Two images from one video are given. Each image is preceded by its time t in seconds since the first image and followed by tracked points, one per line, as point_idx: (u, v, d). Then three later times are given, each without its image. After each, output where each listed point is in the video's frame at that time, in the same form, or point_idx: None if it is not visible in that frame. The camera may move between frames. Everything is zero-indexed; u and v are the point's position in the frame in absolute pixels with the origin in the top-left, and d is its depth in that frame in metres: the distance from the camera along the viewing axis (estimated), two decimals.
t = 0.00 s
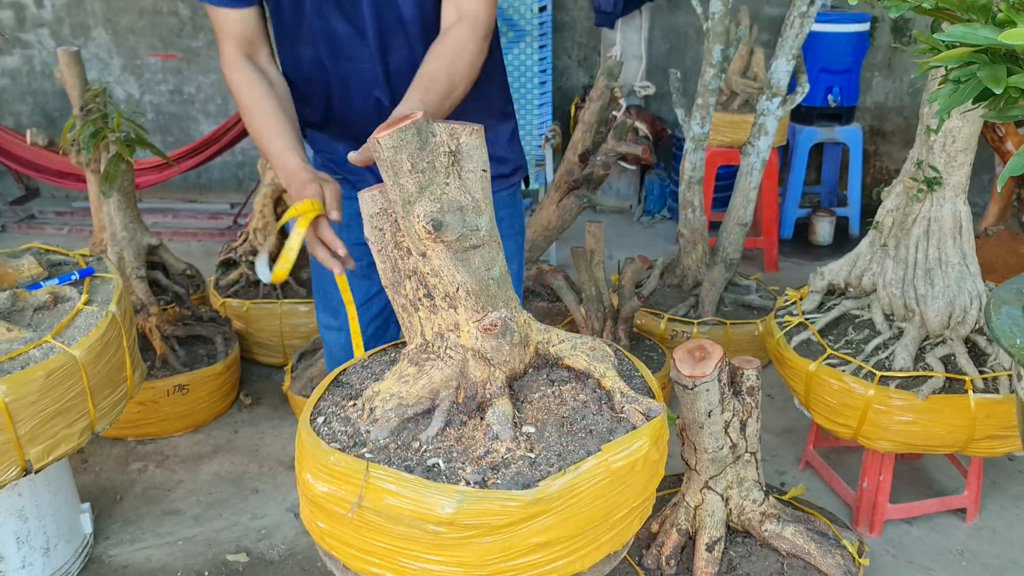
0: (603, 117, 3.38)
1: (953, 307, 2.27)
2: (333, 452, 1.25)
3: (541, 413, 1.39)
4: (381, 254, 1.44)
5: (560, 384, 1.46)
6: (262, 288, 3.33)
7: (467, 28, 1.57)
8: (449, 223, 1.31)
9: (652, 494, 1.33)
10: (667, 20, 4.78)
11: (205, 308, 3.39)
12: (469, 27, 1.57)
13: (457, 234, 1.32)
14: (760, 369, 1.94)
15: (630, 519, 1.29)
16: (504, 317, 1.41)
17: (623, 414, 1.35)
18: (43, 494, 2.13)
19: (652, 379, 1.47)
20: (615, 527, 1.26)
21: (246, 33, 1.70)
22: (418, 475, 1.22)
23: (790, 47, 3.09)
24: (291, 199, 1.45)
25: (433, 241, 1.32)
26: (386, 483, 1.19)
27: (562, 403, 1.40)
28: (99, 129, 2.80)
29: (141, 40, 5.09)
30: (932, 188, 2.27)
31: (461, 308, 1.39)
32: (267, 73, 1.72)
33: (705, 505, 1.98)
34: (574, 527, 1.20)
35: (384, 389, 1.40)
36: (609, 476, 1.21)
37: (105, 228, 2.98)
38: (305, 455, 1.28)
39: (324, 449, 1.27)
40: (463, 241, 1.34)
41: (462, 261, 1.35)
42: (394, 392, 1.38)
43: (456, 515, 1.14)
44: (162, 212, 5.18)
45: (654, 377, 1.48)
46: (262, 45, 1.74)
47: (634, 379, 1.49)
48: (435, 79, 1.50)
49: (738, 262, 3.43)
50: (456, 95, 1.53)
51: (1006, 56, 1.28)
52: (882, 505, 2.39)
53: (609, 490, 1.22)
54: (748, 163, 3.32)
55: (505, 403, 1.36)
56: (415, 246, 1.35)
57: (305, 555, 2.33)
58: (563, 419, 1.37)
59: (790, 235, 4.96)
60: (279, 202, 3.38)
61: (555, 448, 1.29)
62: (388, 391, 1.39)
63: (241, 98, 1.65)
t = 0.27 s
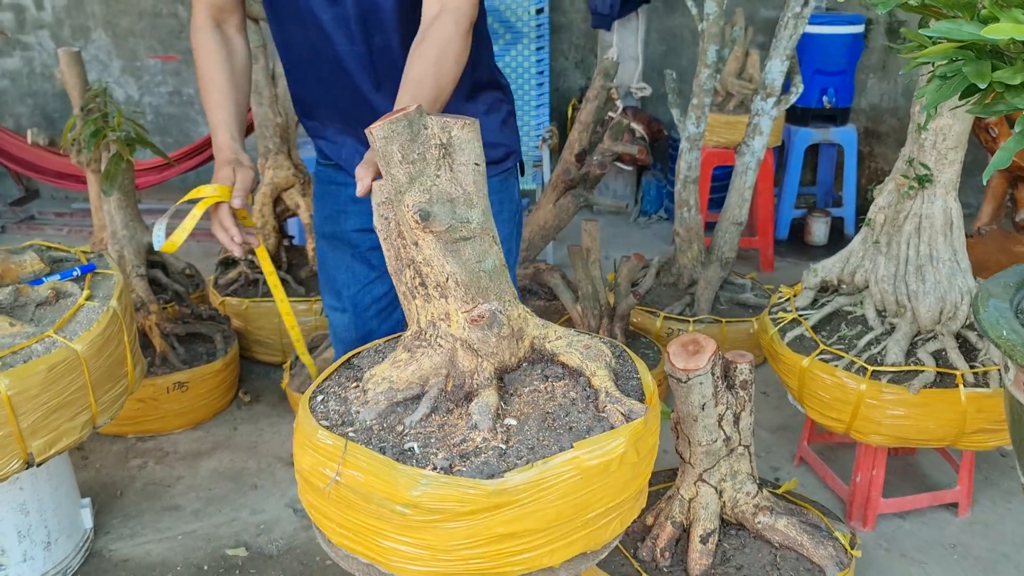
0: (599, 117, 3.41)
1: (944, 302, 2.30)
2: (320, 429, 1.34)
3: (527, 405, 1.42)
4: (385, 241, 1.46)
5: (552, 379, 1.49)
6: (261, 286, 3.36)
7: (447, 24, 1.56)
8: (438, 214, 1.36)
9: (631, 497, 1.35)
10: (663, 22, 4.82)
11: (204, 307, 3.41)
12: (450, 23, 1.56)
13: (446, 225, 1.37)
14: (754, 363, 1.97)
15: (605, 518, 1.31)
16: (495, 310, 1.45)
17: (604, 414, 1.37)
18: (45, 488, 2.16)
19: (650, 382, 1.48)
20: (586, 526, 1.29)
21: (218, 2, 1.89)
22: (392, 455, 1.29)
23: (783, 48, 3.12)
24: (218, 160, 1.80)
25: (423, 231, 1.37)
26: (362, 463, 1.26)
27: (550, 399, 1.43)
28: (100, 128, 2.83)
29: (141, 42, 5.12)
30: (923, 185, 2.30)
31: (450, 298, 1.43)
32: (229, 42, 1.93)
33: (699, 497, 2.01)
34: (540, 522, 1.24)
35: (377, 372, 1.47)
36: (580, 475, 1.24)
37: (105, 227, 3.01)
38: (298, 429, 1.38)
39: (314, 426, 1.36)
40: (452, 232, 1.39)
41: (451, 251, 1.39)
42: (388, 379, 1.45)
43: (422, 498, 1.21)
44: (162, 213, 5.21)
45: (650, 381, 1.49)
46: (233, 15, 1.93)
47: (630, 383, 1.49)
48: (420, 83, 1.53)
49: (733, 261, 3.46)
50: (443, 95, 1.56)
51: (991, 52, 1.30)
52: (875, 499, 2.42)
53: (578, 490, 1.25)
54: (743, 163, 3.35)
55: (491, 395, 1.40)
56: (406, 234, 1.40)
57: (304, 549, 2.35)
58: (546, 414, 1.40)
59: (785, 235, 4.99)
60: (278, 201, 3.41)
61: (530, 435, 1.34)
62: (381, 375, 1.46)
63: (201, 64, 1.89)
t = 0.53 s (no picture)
0: (596, 115, 3.41)
1: (941, 297, 2.30)
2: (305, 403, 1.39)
3: (508, 401, 1.41)
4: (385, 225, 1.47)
5: (541, 378, 1.46)
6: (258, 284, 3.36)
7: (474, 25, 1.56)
8: (422, 202, 1.36)
9: (604, 506, 1.30)
10: (661, 22, 4.82)
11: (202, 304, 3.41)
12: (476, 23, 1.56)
13: (431, 213, 1.37)
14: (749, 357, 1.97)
15: (572, 524, 1.27)
16: (481, 302, 1.45)
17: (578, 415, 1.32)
18: (40, 484, 2.15)
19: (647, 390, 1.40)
20: (548, 528, 1.25)
21: (237, 29, 1.91)
22: (360, 437, 1.30)
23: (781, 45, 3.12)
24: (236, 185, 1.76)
25: (409, 217, 1.38)
26: (331, 442, 1.28)
27: (534, 396, 1.42)
28: (97, 125, 2.83)
29: (139, 41, 5.12)
30: (919, 180, 2.30)
31: (438, 287, 1.44)
32: (252, 71, 1.95)
33: (695, 492, 2.01)
34: (497, 519, 1.21)
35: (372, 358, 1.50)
36: (541, 477, 1.20)
37: (102, 224, 3.01)
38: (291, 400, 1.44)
39: (299, 404, 1.40)
40: (438, 221, 1.38)
41: (437, 241, 1.39)
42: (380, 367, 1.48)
43: (378, 481, 1.22)
44: (160, 213, 5.20)
45: (642, 388, 1.40)
46: (255, 42, 1.95)
47: (624, 391, 1.42)
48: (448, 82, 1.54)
49: (731, 259, 3.46)
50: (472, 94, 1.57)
51: (984, 43, 1.30)
52: (872, 495, 2.42)
53: (538, 491, 1.21)
54: (740, 160, 3.35)
55: (471, 387, 1.41)
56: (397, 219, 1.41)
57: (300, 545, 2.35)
58: (524, 411, 1.38)
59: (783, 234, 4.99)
60: (276, 199, 3.41)
61: (502, 424, 1.34)
62: (373, 359, 1.50)
63: (227, 94, 1.92)
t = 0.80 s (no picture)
0: (593, 114, 3.40)
1: (937, 296, 2.30)
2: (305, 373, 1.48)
3: (470, 408, 1.37)
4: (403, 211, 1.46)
5: (514, 392, 1.40)
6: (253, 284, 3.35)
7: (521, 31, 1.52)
8: (397, 197, 1.31)
9: (535, 531, 1.22)
10: (658, 21, 4.82)
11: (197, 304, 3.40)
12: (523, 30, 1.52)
13: (408, 210, 1.32)
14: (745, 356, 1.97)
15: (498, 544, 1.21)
16: (454, 304, 1.43)
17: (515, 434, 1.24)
18: (34, 484, 2.14)
19: (617, 417, 1.27)
20: (462, 543, 1.20)
21: (263, 67, 1.83)
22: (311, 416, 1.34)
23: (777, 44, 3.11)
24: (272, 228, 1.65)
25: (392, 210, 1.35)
26: (296, 414, 1.33)
27: (498, 407, 1.36)
28: (91, 125, 2.82)
29: (135, 41, 5.11)
30: (915, 179, 2.29)
31: (419, 283, 1.44)
32: (282, 108, 1.87)
33: (691, 492, 2.00)
34: (408, 522, 1.18)
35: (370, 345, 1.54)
36: (452, 489, 1.15)
37: (97, 224, 3.00)
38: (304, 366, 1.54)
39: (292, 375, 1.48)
40: (415, 217, 1.34)
41: (416, 236, 1.37)
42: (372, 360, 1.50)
43: (309, 458, 1.24)
44: (156, 213, 5.19)
45: (613, 419, 1.27)
46: (280, 79, 1.87)
47: (590, 418, 1.30)
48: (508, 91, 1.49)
49: (728, 259, 3.45)
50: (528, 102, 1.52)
51: (979, 39, 1.29)
52: (869, 495, 2.41)
53: (450, 504, 1.16)
54: (737, 159, 3.34)
55: (435, 388, 1.39)
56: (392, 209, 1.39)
57: (295, 546, 2.34)
58: (475, 420, 1.33)
59: (781, 234, 4.98)
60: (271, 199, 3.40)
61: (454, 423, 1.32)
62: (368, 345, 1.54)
63: (260, 140, 1.83)
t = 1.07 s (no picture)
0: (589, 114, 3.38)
1: (936, 297, 2.29)
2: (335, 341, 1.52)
3: (413, 410, 1.28)
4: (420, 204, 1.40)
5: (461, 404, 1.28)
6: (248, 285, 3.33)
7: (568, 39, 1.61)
8: (383, 190, 1.26)
9: (407, 548, 1.13)
10: (655, 21, 4.80)
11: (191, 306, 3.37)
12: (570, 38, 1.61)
13: (390, 203, 1.26)
14: (743, 357, 1.95)
15: (370, 547, 1.16)
16: (421, 303, 1.33)
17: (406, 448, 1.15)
18: (24, 488, 2.12)
19: (526, 459, 1.10)
20: (349, 536, 1.17)
21: (269, 86, 1.86)
22: (294, 383, 1.35)
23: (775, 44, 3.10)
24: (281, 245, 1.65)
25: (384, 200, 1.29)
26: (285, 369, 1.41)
27: (437, 417, 1.26)
28: (83, 125, 2.80)
29: (129, 41, 5.08)
30: (914, 178, 2.28)
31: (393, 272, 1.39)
32: (290, 128, 1.88)
33: (689, 495, 1.98)
34: (306, 498, 1.19)
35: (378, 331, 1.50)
36: (333, 479, 1.13)
37: (89, 225, 2.98)
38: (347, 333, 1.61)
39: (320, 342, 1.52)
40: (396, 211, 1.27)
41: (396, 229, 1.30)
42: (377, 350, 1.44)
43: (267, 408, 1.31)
44: (151, 214, 5.16)
45: (525, 465, 1.10)
46: (287, 99, 1.89)
47: (500, 451, 1.14)
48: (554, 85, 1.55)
49: (725, 259, 3.43)
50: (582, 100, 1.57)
51: (980, 36, 1.27)
52: (868, 497, 2.39)
53: (327, 488, 1.13)
54: (734, 159, 3.32)
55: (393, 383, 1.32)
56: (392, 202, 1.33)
57: (288, 550, 2.32)
58: (401, 424, 1.24)
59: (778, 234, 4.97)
60: (266, 199, 3.37)
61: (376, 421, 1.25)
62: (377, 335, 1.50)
63: (265, 158, 1.84)
